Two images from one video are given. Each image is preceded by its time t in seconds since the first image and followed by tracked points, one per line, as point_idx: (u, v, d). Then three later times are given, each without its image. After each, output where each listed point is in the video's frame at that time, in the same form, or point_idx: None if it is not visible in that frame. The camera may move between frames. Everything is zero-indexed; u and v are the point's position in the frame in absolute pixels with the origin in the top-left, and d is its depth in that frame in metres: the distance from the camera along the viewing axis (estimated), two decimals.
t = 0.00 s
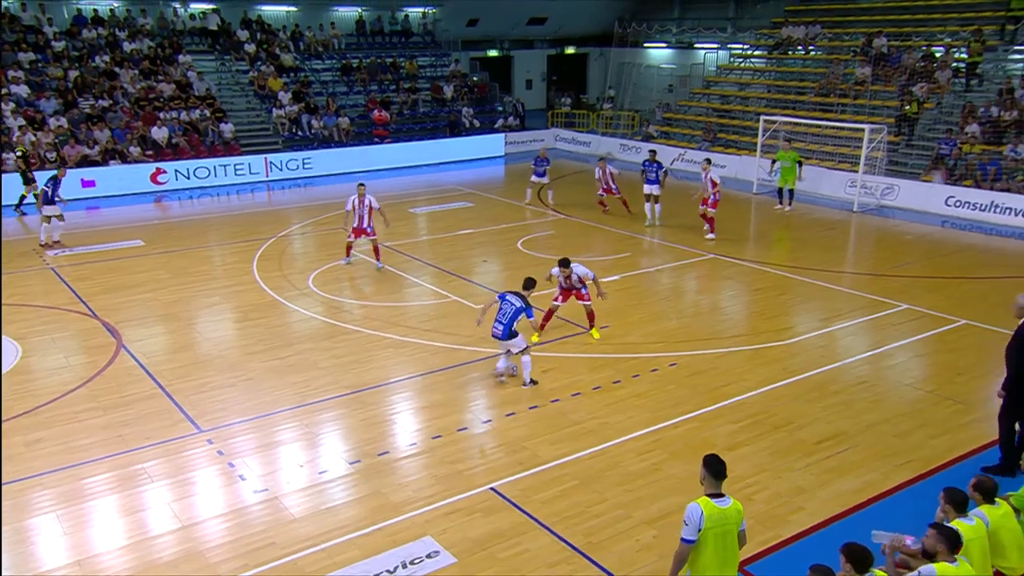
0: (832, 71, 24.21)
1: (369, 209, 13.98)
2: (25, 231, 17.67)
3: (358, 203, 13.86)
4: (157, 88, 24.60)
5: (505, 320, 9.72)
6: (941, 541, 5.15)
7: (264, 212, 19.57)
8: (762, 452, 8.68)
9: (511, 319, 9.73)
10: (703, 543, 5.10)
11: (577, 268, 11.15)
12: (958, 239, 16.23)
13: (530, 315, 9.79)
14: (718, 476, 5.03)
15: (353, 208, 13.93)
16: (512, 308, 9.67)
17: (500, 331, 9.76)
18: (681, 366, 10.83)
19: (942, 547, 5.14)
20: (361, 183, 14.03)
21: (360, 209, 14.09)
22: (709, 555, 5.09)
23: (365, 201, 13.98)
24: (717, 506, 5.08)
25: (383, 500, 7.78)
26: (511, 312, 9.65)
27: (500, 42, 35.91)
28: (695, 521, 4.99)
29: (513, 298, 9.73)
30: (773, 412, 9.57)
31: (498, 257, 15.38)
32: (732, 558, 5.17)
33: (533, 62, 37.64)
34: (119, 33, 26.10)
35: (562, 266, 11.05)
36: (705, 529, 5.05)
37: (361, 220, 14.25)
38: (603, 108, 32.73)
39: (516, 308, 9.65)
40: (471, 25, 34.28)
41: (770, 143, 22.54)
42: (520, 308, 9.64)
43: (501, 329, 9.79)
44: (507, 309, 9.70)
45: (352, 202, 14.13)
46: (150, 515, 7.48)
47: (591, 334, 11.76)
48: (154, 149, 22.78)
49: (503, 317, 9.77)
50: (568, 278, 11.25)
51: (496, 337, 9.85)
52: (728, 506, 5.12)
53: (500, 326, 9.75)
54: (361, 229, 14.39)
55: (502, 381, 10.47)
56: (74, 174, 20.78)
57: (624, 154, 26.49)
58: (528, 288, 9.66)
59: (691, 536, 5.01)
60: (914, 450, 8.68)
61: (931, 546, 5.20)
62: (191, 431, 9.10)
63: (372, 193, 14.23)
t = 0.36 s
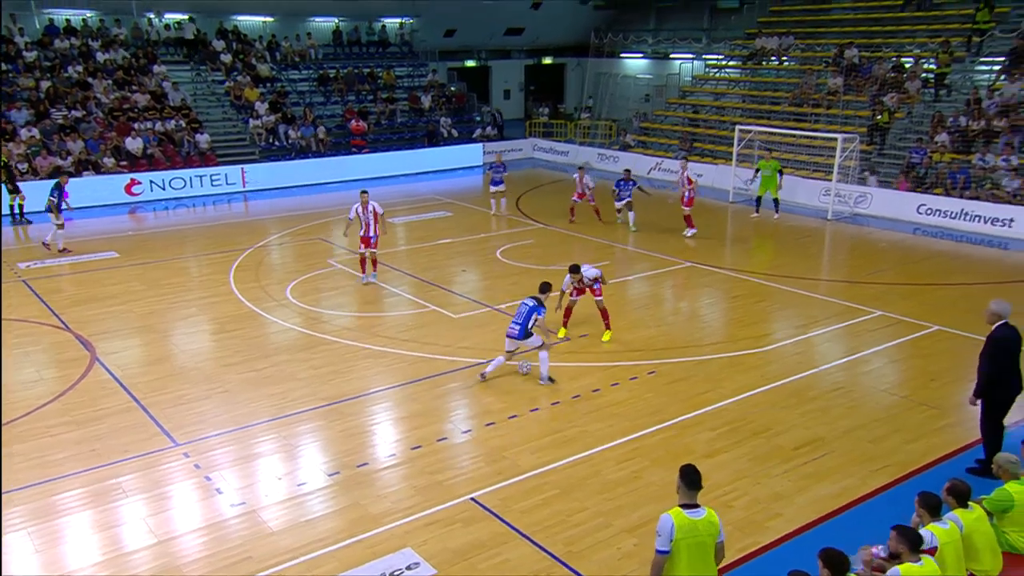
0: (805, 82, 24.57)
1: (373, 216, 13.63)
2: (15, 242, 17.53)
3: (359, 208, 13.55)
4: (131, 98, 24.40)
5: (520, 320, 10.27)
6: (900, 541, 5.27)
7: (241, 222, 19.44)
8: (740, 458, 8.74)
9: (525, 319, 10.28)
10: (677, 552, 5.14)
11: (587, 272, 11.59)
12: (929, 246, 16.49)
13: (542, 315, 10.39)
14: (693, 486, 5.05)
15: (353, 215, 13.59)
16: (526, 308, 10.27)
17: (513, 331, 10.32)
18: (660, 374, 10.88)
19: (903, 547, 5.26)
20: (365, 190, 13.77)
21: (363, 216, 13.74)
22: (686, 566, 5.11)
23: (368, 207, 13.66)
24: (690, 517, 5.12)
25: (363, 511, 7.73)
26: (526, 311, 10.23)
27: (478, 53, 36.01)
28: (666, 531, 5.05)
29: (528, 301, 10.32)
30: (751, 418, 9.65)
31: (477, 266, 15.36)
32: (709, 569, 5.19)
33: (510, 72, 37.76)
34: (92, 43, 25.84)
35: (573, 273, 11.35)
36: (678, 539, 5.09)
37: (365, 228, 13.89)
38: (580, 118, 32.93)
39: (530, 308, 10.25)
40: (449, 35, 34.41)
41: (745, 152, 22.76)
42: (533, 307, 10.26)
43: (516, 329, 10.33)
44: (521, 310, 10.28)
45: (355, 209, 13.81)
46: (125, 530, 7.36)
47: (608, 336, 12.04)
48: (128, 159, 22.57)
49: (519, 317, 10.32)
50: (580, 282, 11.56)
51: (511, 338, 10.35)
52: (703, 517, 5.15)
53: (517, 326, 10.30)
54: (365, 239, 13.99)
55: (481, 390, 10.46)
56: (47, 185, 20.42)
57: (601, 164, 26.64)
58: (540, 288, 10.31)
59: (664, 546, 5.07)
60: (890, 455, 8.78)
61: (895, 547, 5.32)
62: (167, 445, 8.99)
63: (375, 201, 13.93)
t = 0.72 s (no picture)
0: (776, 90, 24.90)
1: (384, 229, 13.45)
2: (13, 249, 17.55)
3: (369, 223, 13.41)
4: (101, 106, 24.12)
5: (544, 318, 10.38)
6: (863, 542, 5.37)
7: (214, 231, 19.25)
8: (716, 463, 8.81)
9: (549, 317, 10.39)
10: (646, 560, 5.19)
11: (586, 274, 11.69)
12: (899, 252, 16.75)
13: (564, 311, 10.49)
14: (658, 496, 5.05)
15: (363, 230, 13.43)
16: (549, 307, 10.33)
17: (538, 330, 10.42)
18: (636, 380, 10.93)
19: (867, 547, 5.34)
20: (377, 204, 13.64)
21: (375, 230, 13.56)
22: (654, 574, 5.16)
23: (379, 221, 13.50)
24: (657, 526, 5.15)
25: (339, 522, 7.68)
26: (550, 310, 10.32)
27: (452, 61, 36.02)
28: (632, 541, 5.09)
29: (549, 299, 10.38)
30: (726, 423, 9.73)
31: (454, 274, 15.34)
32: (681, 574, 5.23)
33: (485, 79, 37.55)
34: (61, 51, 25.50)
35: (571, 274, 11.48)
36: (646, 547, 5.14)
37: (377, 242, 13.67)
38: (555, 126, 33.05)
39: (554, 306, 10.33)
40: (423, 43, 34.46)
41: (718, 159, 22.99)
42: (558, 306, 10.34)
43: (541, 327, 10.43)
44: (545, 309, 10.35)
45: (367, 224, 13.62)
46: (96, 545, 7.24)
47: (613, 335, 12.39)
48: (99, 168, 22.29)
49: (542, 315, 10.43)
50: (578, 284, 11.70)
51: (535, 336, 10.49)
52: (672, 525, 5.17)
53: (541, 325, 10.40)
54: (379, 254, 13.74)
55: (458, 398, 10.44)
56: (16, 194, 20.11)
57: (576, 171, 26.73)
58: (560, 287, 10.39)
59: (630, 555, 5.11)
60: (862, 458, 8.90)
61: (860, 549, 5.40)
62: (139, 457, 8.86)
63: (388, 216, 13.75)
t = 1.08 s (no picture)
0: (751, 96, 25.19)
1: (402, 242, 13.22)
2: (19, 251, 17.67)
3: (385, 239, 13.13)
4: (73, 112, 23.84)
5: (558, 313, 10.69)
6: (832, 542, 5.47)
7: (191, 238, 19.07)
8: (695, 466, 8.88)
9: (564, 312, 10.69)
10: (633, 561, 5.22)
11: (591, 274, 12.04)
12: (872, 255, 16.98)
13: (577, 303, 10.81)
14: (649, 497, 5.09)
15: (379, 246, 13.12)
16: (563, 302, 10.64)
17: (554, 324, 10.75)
18: (615, 385, 10.97)
19: (836, 547, 5.46)
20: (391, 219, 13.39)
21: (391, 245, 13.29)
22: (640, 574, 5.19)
23: (396, 235, 13.23)
24: (647, 526, 5.19)
25: (318, 530, 7.62)
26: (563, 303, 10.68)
27: (430, 66, 36.02)
28: (622, 541, 5.12)
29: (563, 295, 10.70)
30: (705, 426, 9.80)
31: (433, 280, 15.31)
32: None
33: (464, 86, 38.02)
34: (32, 56, 25.16)
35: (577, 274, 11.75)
36: (634, 548, 5.17)
37: (393, 257, 13.39)
38: (533, 131, 33.14)
39: (567, 300, 10.64)
40: (400, 49, 34.41)
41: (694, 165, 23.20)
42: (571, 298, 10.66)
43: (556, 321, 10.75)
44: (560, 304, 10.65)
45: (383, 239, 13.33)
46: (70, 557, 7.13)
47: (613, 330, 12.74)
48: (71, 175, 22.02)
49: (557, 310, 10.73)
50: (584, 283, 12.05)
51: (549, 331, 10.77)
52: (660, 526, 5.22)
53: (556, 320, 10.70)
54: (397, 267, 13.46)
55: (438, 404, 10.41)
56: None
57: (555, 176, 26.83)
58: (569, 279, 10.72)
59: (619, 555, 5.14)
60: (838, 460, 9.01)
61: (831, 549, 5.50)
62: (113, 467, 8.74)
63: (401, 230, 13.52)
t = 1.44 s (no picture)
0: (729, 102, 25.42)
1: (408, 244, 13.09)
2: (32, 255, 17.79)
3: (393, 242, 12.96)
4: (48, 119, 23.55)
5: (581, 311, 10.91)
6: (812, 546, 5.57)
7: (169, 245, 18.89)
8: (676, 471, 8.93)
9: (587, 309, 10.94)
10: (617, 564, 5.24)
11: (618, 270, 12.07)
12: (849, 260, 17.15)
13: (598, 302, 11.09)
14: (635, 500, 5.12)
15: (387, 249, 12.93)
16: (588, 301, 10.86)
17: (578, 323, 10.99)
18: (597, 390, 10.99)
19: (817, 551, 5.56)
20: (398, 222, 13.25)
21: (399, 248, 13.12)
22: None
23: (404, 237, 13.08)
24: (631, 530, 5.21)
25: (299, 539, 7.56)
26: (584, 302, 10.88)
27: (410, 73, 35.98)
28: (606, 544, 5.14)
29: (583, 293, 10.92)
30: (685, 431, 9.86)
31: (414, 286, 15.26)
32: None
33: (443, 93, 37.78)
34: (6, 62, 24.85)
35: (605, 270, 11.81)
36: (617, 551, 5.19)
37: (401, 260, 13.22)
38: (514, 137, 33.20)
39: (591, 298, 10.88)
40: (380, 55, 34.39)
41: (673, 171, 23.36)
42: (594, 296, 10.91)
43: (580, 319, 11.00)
44: (583, 303, 10.85)
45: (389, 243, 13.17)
46: (46, 569, 7.02)
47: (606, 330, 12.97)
48: (46, 181, 21.73)
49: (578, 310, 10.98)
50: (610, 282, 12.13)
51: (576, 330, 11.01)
52: (643, 530, 5.25)
53: (581, 318, 10.93)
54: (405, 271, 13.28)
55: (420, 411, 10.39)
56: None
57: (535, 182, 26.90)
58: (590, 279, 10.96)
59: (603, 558, 5.17)
60: (817, 462, 9.10)
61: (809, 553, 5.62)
62: (89, 478, 8.62)
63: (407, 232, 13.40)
